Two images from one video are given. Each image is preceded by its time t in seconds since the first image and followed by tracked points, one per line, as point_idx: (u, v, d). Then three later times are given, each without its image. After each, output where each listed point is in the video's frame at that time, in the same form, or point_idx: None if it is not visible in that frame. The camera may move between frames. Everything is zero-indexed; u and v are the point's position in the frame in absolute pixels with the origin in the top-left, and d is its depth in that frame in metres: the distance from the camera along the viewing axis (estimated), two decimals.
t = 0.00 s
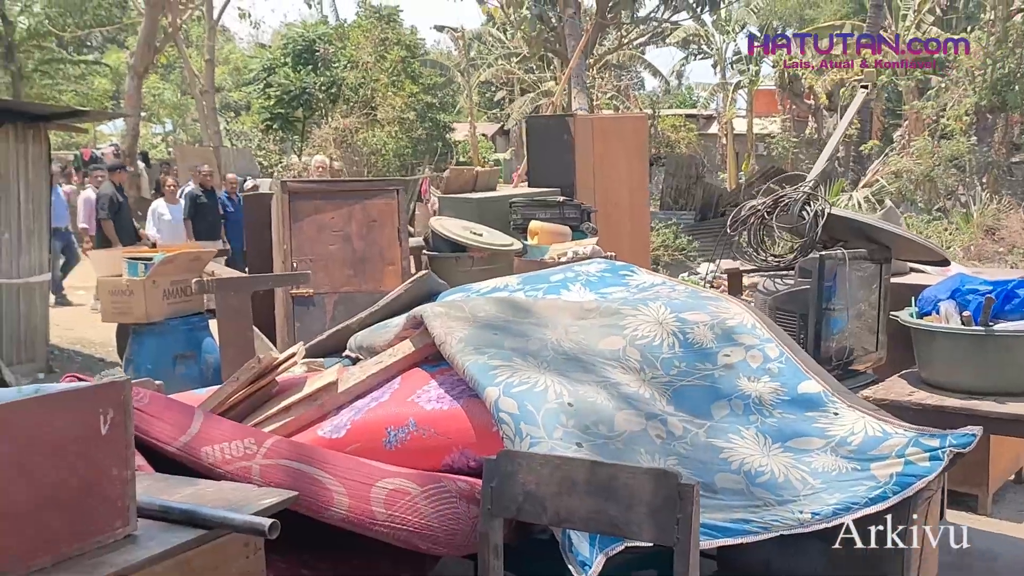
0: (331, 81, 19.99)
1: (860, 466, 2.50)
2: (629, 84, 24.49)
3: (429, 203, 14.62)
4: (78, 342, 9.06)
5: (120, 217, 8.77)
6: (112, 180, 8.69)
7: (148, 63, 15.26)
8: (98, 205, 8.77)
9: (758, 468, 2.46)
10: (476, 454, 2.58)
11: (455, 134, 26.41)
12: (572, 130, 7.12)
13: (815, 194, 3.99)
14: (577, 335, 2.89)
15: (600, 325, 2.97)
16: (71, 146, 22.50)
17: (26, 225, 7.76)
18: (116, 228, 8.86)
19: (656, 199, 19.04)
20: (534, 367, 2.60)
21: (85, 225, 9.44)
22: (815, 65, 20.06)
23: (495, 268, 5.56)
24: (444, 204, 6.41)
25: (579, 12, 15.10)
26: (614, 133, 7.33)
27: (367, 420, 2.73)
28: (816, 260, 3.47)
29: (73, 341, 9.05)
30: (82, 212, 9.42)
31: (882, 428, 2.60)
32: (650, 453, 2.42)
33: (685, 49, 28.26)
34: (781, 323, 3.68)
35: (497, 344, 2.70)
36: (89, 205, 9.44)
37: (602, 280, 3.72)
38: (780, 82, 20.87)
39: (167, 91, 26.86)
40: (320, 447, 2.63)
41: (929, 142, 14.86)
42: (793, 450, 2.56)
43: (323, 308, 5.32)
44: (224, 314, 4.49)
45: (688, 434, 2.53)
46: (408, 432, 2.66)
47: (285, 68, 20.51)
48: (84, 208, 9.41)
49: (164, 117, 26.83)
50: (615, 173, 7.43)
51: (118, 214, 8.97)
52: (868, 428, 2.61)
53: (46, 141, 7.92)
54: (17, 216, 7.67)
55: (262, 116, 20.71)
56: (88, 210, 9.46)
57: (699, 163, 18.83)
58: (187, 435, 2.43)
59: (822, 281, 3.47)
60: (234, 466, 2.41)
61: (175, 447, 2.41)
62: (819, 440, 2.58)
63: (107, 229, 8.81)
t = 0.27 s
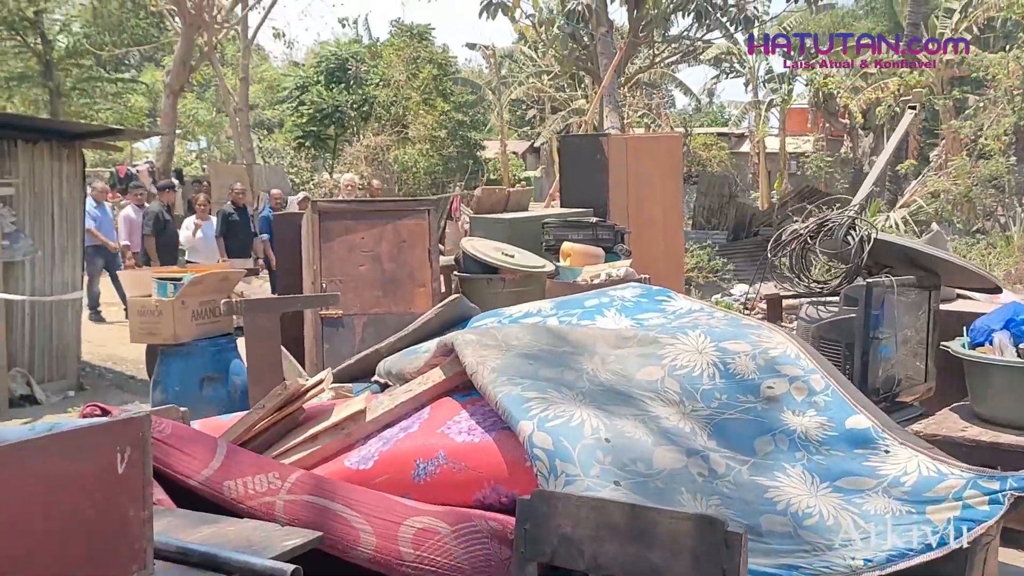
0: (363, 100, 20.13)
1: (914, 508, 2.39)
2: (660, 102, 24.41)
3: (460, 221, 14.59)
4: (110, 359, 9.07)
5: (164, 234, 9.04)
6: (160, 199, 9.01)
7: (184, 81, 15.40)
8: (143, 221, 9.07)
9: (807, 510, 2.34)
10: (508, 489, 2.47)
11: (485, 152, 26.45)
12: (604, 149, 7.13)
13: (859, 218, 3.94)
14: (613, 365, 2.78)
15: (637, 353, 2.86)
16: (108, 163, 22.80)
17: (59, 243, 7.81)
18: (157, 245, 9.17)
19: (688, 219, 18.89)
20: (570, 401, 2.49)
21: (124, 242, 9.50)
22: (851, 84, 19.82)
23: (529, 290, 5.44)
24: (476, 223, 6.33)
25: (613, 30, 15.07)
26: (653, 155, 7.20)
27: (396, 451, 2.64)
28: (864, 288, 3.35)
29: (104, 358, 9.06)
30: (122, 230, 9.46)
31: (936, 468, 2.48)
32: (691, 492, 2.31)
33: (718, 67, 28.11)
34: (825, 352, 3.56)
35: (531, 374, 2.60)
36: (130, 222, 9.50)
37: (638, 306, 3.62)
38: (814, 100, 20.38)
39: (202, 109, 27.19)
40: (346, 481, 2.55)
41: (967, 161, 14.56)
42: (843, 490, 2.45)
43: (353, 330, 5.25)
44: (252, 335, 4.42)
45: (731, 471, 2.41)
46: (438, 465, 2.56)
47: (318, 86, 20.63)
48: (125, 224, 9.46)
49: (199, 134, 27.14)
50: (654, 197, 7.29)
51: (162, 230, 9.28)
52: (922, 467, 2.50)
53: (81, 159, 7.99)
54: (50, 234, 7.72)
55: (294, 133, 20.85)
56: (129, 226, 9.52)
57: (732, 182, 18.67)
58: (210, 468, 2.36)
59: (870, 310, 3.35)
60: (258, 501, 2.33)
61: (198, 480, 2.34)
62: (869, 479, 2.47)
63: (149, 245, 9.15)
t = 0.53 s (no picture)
0: (396, 123, 20.21)
1: (974, 572, 2.24)
2: (693, 125, 24.29)
3: (490, 245, 14.53)
4: (140, 383, 9.07)
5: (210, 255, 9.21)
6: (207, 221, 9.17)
7: (220, 105, 15.53)
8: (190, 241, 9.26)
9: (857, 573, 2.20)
10: (538, 544, 2.36)
11: (517, 175, 26.47)
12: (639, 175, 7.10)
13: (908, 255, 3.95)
14: (649, 411, 2.65)
15: (674, 398, 2.73)
16: (145, 184, 23.09)
17: (92, 267, 7.85)
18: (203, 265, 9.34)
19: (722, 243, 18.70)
20: (603, 452, 2.37)
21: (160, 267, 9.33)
22: (888, 108, 19.55)
23: (559, 322, 5.35)
24: (507, 251, 6.22)
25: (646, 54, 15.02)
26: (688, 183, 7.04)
27: (421, 499, 2.53)
28: (916, 328, 3.39)
29: (134, 382, 9.04)
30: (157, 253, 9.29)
31: (996, 528, 2.33)
32: (733, 553, 2.18)
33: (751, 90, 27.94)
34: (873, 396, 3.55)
35: (564, 422, 2.48)
36: (166, 246, 9.32)
37: (673, 343, 3.49)
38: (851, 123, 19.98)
39: (237, 131, 27.54)
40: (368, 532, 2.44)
41: (1009, 186, 14.22)
42: (896, 551, 2.30)
43: (380, 361, 5.14)
44: (279, 368, 4.35)
45: (774, 529, 2.28)
46: (464, 516, 2.45)
47: (351, 110, 20.67)
48: (160, 247, 9.29)
49: (234, 155, 27.45)
50: (688, 225, 7.11)
51: (207, 250, 9.47)
52: (981, 526, 2.34)
53: (113, 183, 8.06)
54: (83, 259, 7.76)
55: (327, 156, 20.96)
56: (165, 250, 9.34)
57: (766, 206, 18.45)
58: (226, 521, 2.25)
59: (920, 352, 3.37)
60: (275, 557, 2.22)
61: (212, 535, 2.22)
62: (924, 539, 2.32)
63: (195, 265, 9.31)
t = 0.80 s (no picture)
0: (431, 145, 20.27)
1: None
2: (728, 147, 24.13)
3: (525, 268, 14.45)
4: (174, 406, 9.06)
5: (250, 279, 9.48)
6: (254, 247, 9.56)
7: (256, 127, 15.65)
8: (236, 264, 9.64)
9: None
10: None
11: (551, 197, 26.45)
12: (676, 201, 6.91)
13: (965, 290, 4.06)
14: (696, 455, 2.54)
15: (719, 441, 2.61)
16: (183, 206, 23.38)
17: (127, 291, 7.89)
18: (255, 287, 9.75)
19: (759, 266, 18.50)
20: (647, 501, 2.27)
21: (192, 292, 9.23)
22: (928, 130, 19.26)
23: (595, 353, 5.22)
24: (542, 279, 6.12)
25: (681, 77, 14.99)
26: (725, 211, 6.90)
27: (456, 544, 2.43)
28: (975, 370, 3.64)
29: (168, 406, 9.04)
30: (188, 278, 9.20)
31: None
32: None
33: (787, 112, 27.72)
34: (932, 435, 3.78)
35: (606, 467, 2.38)
36: (197, 270, 9.23)
37: (718, 379, 3.37)
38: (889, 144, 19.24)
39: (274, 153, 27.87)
40: None
41: None
42: None
43: (414, 391, 5.04)
44: (311, 397, 4.28)
45: None
46: (502, 565, 2.36)
47: (386, 132, 20.73)
48: (191, 272, 9.20)
49: (270, 177, 27.75)
50: (725, 255, 6.95)
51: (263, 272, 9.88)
52: None
53: (150, 209, 8.13)
54: (119, 283, 7.80)
55: (362, 178, 21.04)
56: (197, 275, 9.25)
57: (804, 230, 18.21)
58: (256, 570, 2.18)
59: (980, 394, 3.62)
60: None
61: None
62: None
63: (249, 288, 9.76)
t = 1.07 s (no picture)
0: (462, 162, 20.25)
1: None
2: (761, 162, 23.92)
3: (557, 285, 14.38)
4: (207, 425, 9.06)
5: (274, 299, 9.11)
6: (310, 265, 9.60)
7: (288, 145, 15.73)
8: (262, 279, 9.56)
9: None
10: None
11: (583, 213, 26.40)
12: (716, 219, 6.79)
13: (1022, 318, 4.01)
14: (747, 488, 2.43)
15: (771, 473, 2.50)
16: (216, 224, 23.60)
17: (161, 310, 7.89)
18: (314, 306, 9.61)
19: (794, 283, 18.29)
20: (696, 538, 2.15)
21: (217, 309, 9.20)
22: (967, 144, 18.96)
23: (632, 374, 5.18)
24: (578, 298, 6.03)
25: (714, 92, 14.87)
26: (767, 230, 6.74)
27: None
28: None
29: (201, 425, 9.02)
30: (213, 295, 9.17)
31: None
32: None
33: (821, 126, 27.43)
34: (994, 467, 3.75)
35: (653, 501, 2.27)
36: (223, 287, 9.19)
37: (764, 406, 3.26)
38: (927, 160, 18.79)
39: (306, 170, 28.10)
40: None
41: None
42: None
43: (448, 414, 4.96)
44: (344, 421, 4.21)
45: None
46: None
47: (419, 150, 20.76)
48: (216, 289, 9.17)
49: (303, 194, 27.95)
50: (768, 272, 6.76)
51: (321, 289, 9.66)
52: None
53: (184, 228, 8.13)
54: (153, 302, 7.81)
55: (394, 196, 21.07)
56: (223, 292, 9.20)
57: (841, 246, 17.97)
58: None
59: None
60: None
61: None
62: None
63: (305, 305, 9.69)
